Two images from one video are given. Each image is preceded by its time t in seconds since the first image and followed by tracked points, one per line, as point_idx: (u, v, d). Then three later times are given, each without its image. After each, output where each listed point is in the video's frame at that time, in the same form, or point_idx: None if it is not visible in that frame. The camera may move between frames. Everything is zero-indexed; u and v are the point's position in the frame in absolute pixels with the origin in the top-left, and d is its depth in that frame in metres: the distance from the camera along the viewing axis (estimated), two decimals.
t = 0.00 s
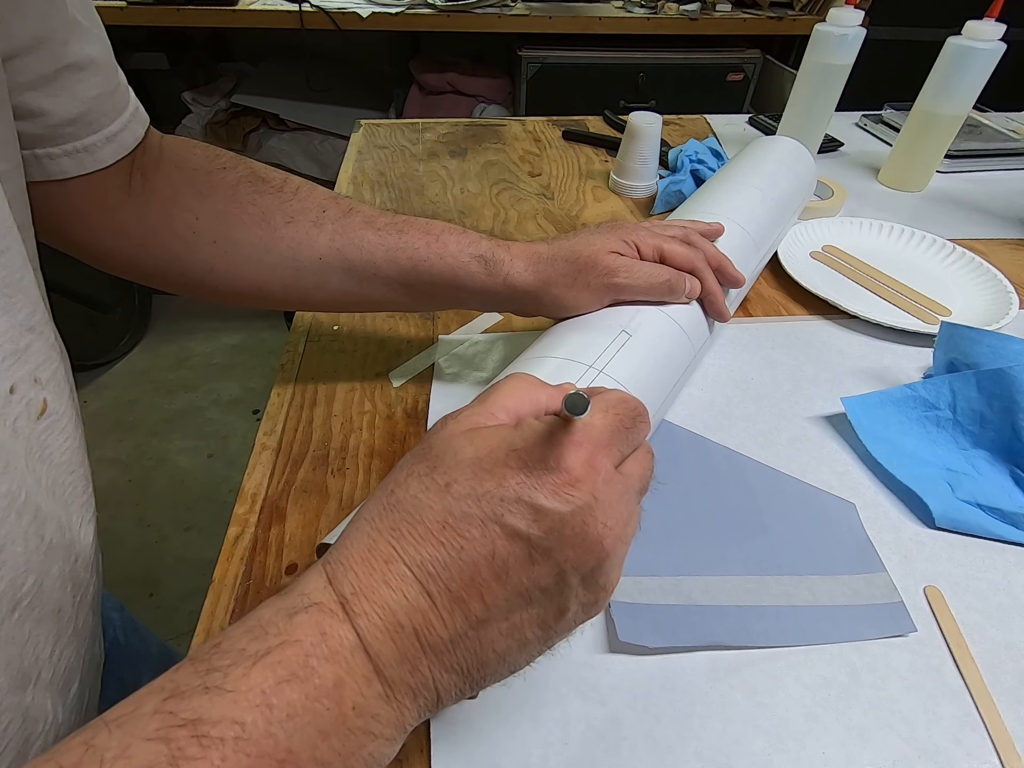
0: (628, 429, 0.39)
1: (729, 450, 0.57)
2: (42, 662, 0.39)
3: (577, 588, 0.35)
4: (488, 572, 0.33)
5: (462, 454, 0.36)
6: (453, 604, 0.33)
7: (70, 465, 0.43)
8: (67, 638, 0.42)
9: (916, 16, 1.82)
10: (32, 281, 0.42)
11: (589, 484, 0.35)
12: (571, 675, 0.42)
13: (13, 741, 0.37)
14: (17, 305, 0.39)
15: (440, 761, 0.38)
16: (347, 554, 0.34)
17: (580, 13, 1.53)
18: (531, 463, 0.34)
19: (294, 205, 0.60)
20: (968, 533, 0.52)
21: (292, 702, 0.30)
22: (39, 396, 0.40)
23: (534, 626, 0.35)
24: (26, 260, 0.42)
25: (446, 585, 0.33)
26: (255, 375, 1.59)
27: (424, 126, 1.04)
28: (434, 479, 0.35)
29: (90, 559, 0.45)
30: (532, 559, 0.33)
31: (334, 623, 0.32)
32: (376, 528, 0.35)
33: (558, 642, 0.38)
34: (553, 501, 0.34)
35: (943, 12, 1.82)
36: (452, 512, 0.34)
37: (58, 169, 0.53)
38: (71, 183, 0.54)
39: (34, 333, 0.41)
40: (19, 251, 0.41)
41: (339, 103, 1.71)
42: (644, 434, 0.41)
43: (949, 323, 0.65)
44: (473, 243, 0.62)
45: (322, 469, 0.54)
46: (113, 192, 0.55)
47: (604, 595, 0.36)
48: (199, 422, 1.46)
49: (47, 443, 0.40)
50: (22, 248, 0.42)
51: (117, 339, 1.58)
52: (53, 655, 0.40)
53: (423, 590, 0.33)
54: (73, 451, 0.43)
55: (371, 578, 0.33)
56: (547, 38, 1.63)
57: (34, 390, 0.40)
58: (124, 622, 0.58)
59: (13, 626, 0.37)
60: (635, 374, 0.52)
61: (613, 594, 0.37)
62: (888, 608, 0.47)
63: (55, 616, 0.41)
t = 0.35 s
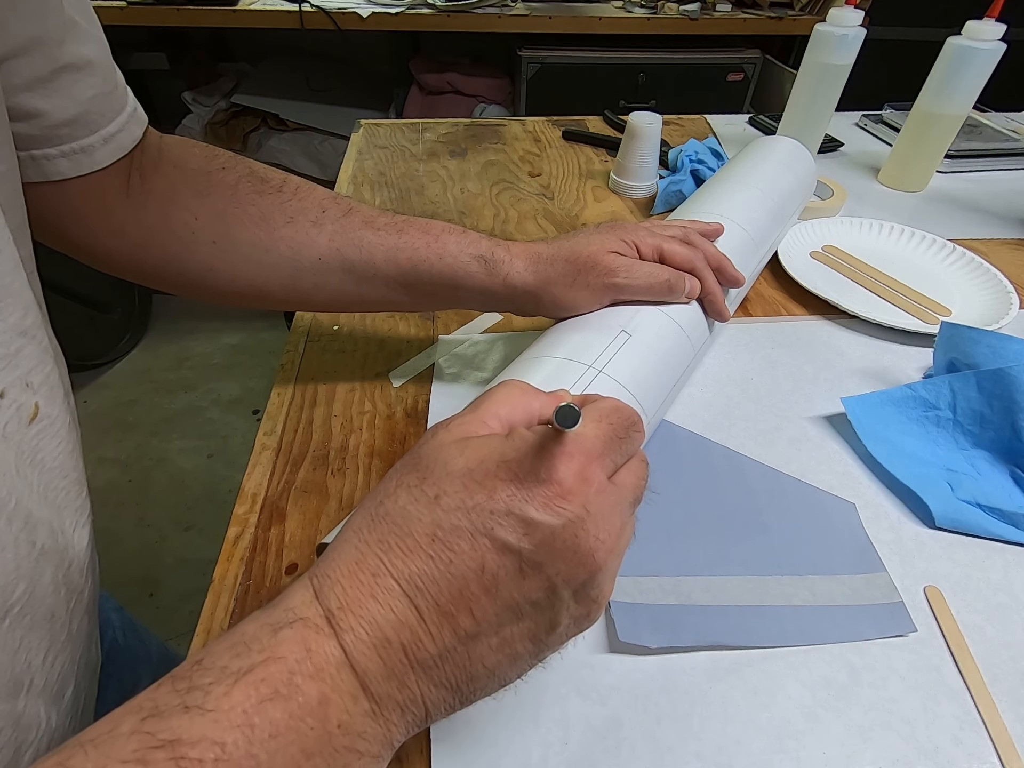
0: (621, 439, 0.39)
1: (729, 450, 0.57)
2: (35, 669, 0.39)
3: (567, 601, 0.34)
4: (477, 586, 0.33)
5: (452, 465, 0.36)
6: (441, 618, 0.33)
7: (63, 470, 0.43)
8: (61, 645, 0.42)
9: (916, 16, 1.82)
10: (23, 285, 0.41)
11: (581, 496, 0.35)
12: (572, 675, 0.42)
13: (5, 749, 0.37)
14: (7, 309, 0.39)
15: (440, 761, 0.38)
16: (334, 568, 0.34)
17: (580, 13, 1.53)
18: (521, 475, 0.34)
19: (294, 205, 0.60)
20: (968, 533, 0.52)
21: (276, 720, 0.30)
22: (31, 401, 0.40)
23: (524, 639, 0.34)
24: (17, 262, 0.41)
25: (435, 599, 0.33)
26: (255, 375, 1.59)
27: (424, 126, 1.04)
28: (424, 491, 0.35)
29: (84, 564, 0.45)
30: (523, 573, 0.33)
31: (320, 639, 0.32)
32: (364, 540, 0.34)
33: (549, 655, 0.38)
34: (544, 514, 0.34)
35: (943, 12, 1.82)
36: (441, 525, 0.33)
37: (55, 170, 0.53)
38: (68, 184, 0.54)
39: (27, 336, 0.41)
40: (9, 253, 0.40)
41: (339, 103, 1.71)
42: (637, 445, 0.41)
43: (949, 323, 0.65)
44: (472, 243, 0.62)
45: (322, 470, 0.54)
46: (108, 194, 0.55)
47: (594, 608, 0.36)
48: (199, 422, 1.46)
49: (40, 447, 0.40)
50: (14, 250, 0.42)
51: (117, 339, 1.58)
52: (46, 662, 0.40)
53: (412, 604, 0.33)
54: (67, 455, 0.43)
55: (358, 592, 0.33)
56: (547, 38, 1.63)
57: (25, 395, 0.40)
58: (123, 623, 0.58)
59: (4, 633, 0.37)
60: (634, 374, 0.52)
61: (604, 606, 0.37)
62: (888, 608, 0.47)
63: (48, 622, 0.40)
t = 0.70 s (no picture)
0: (613, 448, 0.39)
1: (729, 450, 0.57)
2: (29, 674, 0.39)
3: (558, 613, 0.34)
4: (466, 599, 0.32)
5: (442, 475, 0.35)
6: (429, 633, 0.32)
7: (59, 473, 0.43)
8: (56, 649, 0.41)
9: (916, 16, 1.82)
10: (17, 287, 0.41)
11: (571, 508, 0.34)
12: (572, 675, 0.42)
13: None
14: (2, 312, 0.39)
15: (439, 760, 0.38)
16: (321, 581, 0.33)
17: (580, 13, 1.53)
18: (511, 486, 0.34)
19: (294, 205, 0.60)
20: (968, 533, 0.52)
21: (259, 738, 0.30)
22: (26, 404, 0.40)
23: (514, 653, 0.34)
24: (11, 266, 0.41)
25: (423, 613, 0.32)
26: (255, 375, 1.59)
27: (424, 126, 1.04)
28: (412, 502, 0.34)
29: (80, 568, 0.45)
30: (513, 586, 0.33)
31: (306, 654, 0.32)
32: (352, 553, 0.34)
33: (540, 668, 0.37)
34: (534, 527, 0.33)
35: (943, 11, 1.82)
36: (430, 537, 0.33)
37: (53, 170, 0.53)
38: (66, 184, 0.54)
39: (21, 339, 0.41)
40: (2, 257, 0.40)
41: (339, 102, 1.71)
42: (630, 454, 0.41)
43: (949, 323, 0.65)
44: (472, 243, 0.62)
45: (322, 469, 0.54)
46: (106, 195, 0.55)
47: (586, 620, 0.36)
48: (199, 422, 1.46)
49: (35, 450, 0.40)
50: (8, 252, 0.42)
51: (117, 339, 1.58)
52: (41, 666, 0.40)
53: (400, 618, 0.32)
54: (62, 458, 0.43)
55: (344, 606, 0.32)
56: (547, 38, 1.63)
57: (20, 398, 0.40)
58: (122, 624, 0.58)
59: None
60: (634, 374, 0.52)
61: (596, 618, 0.36)
62: (888, 608, 0.47)
63: (42, 627, 0.40)
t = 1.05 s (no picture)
0: (608, 456, 0.37)
1: (730, 450, 0.57)
2: (25, 677, 0.39)
3: (550, 625, 0.34)
4: (455, 611, 0.32)
5: (432, 484, 0.34)
6: (418, 645, 0.32)
7: (55, 475, 0.43)
8: (53, 651, 0.41)
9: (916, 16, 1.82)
10: (14, 288, 0.42)
11: (564, 519, 0.34)
12: (572, 675, 0.42)
13: None
14: None
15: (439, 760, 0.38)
16: (308, 592, 0.33)
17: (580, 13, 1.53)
18: (502, 496, 0.33)
19: (293, 205, 0.60)
20: (968, 533, 0.52)
21: (241, 754, 0.29)
22: (22, 406, 0.40)
23: (505, 665, 0.33)
24: (8, 266, 0.41)
25: (411, 625, 0.32)
26: (255, 375, 1.59)
27: (424, 126, 1.04)
28: (402, 512, 0.34)
29: (77, 571, 0.45)
30: (503, 598, 0.32)
31: (291, 667, 0.31)
32: (340, 563, 0.33)
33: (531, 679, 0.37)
34: (525, 538, 0.32)
35: (943, 11, 1.82)
36: (419, 548, 0.32)
37: (52, 170, 0.53)
38: (65, 184, 0.54)
39: (17, 341, 0.41)
40: None
41: (339, 103, 1.71)
42: (625, 461, 0.39)
43: (949, 322, 0.65)
44: (472, 243, 0.62)
45: (322, 469, 0.54)
46: (106, 196, 0.55)
47: (579, 631, 0.36)
48: (198, 422, 1.46)
49: (31, 452, 0.40)
50: (4, 253, 0.42)
51: (117, 339, 1.58)
52: (37, 669, 0.40)
53: (388, 631, 0.32)
54: (59, 460, 0.43)
55: (331, 618, 0.32)
56: (547, 38, 1.63)
57: (16, 400, 0.40)
58: (122, 625, 0.58)
59: None
60: (634, 374, 0.52)
61: (588, 630, 0.36)
62: (888, 608, 0.47)
63: (39, 629, 0.40)
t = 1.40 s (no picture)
0: (598, 468, 0.37)
1: (729, 450, 0.57)
2: (22, 680, 0.39)
3: (537, 643, 0.32)
4: (439, 629, 0.31)
5: (416, 498, 0.33)
6: (400, 664, 0.31)
7: (52, 477, 0.43)
8: (51, 654, 0.41)
9: (916, 15, 1.82)
10: (9, 289, 0.41)
11: (551, 534, 0.32)
12: (572, 675, 0.42)
13: None
14: None
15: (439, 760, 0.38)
16: (289, 609, 0.32)
17: (580, 13, 1.53)
18: (487, 511, 0.32)
19: (293, 205, 0.60)
20: (968, 533, 0.52)
21: None
22: (19, 408, 0.40)
23: (491, 684, 0.32)
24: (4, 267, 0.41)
25: (393, 644, 0.31)
26: (255, 375, 1.59)
27: (424, 125, 1.04)
28: (385, 527, 0.33)
29: (75, 573, 0.45)
30: (488, 615, 0.31)
31: (270, 688, 0.30)
32: (321, 580, 0.32)
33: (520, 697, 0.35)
34: (510, 554, 0.31)
35: (944, 11, 1.81)
36: (402, 564, 0.31)
37: (50, 170, 0.53)
38: (64, 183, 0.54)
39: (14, 342, 0.41)
40: None
41: (339, 103, 1.71)
42: (615, 473, 0.38)
43: (949, 322, 0.65)
44: (472, 243, 0.62)
45: (322, 469, 0.54)
46: (106, 195, 0.55)
47: (568, 649, 0.34)
48: (199, 422, 1.46)
49: (27, 454, 0.40)
50: (2, 254, 0.42)
51: (117, 339, 1.58)
52: (34, 672, 0.40)
53: (369, 649, 0.31)
54: (56, 462, 0.43)
55: (311, 637, 0.31)
56: (547, 38, 1.62)
57: (12, 402, 0.40)
58: (121, 625, 0.58)
59: None
60: (634, 373, 0.52)
61: (578, 647, 0.35)
62: (888, 608, 0.47)
63: (36, 632, 0.40)
